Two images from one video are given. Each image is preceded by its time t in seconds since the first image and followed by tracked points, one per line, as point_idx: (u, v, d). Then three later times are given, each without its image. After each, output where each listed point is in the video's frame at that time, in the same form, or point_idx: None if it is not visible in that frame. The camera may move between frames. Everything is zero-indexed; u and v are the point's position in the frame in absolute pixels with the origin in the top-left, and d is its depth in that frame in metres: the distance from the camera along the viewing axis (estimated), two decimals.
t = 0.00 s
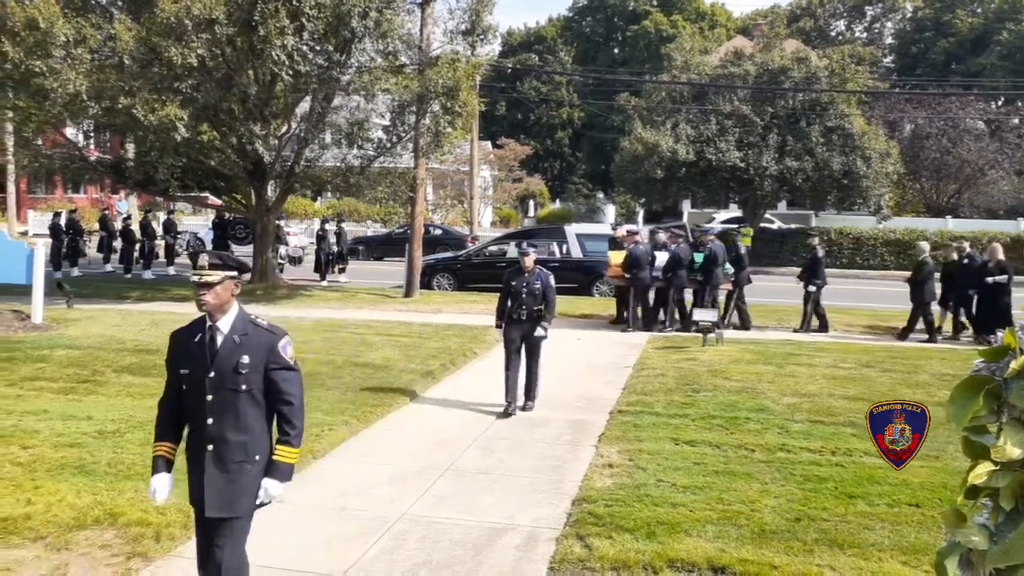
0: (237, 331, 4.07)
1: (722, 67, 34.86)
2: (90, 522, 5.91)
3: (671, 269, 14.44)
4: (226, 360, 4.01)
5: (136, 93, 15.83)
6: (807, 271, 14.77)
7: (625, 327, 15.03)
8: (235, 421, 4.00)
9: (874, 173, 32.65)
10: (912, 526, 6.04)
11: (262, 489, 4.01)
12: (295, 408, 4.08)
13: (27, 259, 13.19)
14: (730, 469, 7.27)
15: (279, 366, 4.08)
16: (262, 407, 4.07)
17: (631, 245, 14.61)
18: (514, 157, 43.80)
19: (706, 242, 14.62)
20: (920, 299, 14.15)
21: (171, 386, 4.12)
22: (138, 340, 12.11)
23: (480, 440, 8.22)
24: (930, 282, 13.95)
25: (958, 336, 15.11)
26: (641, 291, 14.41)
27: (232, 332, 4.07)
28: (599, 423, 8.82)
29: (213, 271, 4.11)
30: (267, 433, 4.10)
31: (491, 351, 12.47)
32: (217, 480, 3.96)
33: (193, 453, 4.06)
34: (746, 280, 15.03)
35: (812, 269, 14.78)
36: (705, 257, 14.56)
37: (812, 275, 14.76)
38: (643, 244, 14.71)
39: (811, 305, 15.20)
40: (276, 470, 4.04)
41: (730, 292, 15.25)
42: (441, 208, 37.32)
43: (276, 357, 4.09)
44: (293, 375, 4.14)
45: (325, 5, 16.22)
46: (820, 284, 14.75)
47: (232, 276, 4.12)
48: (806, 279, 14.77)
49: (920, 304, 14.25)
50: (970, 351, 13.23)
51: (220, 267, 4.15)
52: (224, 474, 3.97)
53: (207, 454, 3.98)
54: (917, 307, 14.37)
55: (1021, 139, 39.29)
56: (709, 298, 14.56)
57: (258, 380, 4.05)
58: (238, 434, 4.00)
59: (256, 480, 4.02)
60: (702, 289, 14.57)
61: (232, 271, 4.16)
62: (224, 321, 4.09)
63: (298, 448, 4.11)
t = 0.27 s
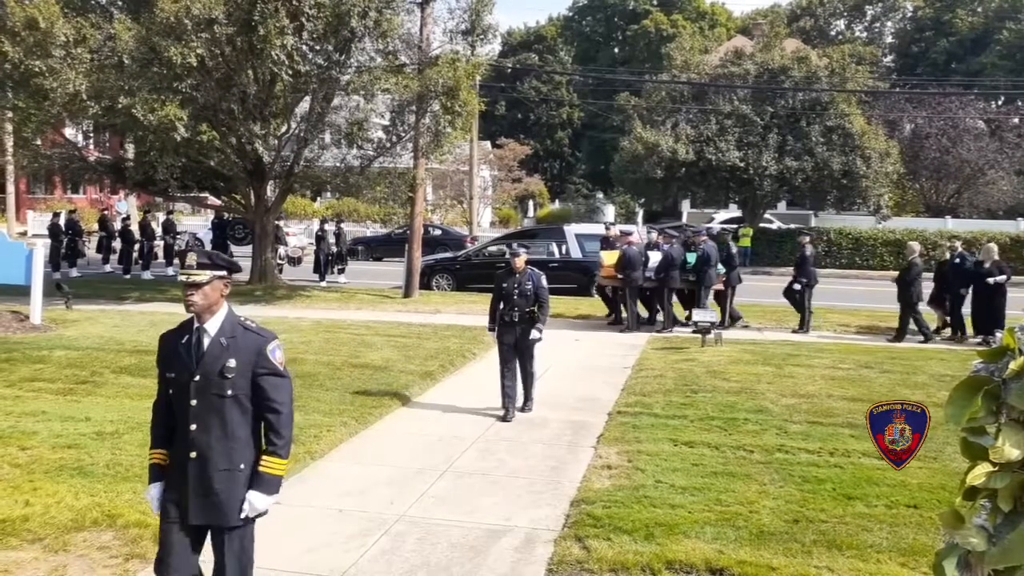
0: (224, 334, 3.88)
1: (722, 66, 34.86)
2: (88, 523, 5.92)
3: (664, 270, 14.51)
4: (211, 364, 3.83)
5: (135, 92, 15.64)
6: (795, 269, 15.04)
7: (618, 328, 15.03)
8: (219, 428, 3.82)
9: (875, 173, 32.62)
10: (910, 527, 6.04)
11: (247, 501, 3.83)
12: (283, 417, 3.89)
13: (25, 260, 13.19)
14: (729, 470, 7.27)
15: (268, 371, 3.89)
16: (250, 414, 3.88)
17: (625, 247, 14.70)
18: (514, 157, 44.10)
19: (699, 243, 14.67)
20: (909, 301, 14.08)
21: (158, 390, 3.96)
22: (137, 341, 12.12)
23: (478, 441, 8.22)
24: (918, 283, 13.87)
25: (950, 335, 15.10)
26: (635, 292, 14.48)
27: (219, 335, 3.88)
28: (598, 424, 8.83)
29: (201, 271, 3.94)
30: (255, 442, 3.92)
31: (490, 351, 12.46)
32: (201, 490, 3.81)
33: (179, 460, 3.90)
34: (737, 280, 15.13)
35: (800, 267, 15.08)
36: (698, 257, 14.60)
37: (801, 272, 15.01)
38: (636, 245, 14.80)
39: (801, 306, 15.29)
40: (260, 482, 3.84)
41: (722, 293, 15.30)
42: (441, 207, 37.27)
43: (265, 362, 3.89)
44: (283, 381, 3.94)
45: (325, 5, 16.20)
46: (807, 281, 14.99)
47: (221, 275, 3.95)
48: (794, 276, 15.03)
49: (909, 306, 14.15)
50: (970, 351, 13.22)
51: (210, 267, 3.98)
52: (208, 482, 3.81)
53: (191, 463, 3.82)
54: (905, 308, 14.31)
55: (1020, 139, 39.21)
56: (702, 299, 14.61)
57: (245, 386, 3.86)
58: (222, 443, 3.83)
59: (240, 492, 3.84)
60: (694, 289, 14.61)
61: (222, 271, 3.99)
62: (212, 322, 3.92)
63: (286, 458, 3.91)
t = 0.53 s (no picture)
0: (205, 340, 3.84)
1: (721, 67, 34.87)
2: (88, 523, 5.93)
3: (658, 270, 14.58)
4: (191, 370, 3.79)
5: (134, 92, 15.67)
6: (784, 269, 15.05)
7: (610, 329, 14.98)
8: (198, 435, 3.78)
9: (874, 173, 32.62)
10: (910, 527, 6.05)
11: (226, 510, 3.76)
12: (265, 425, 3.83)
13: (25, 260, 13.20)
14: (728, 470, 7.28)
15: (250, 378, 3.84)
16: (231, 422, 3.83)
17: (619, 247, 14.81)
18: (514, 157, 44.08)
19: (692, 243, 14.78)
20: (899, 300, 14.11)
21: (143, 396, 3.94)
22: (137, 341, 12.12)
23: (478, 441, 8.23)
24: (908, 283, 13.94)
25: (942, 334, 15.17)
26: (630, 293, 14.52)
27: (200, 341, 3.85)
28: (598, 424, 8.83)
29: (183, 274, 3.91)
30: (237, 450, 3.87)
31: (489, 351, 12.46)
32: (180, 497, 3.77)
33: (161, 468, 3.87)
34: (729, 280, 15.24)
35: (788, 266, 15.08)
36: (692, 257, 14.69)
37: (789, 272, 15.02)
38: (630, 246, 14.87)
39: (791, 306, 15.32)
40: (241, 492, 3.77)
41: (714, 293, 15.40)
42: (441, 208, 37.27)
43: (246, 369, 3.84)
44: (266, 389, 3.87)
45: (324, 5, 16.20)
46: (796, 281, 14.99)
47: (203, 278, 3.91)
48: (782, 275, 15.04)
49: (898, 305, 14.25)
50: (969, 351, 13.22)
51: (195, 272, 3.96)
52: (189, 491, 3.78)
53: (170, 470, 3.78)
54: (895, 307, 14.35)
55: (1019, 140, 39.24)
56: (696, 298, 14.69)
57: (225, 393, 3.81)
58: (201, 451, 3.79)
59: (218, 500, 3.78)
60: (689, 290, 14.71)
61: (204, 274, 3.95)
62: (194, 327, 3.88)
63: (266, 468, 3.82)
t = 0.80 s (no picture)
0: (177, 346, 3.70)
1: (721, 67, 34.90)
2: (87, 524, 5.92)
3: (651, 270, 14.55)
4: (163, 377, 3.65)
5: (134, 93, 15.67)
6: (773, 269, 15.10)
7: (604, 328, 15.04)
8: (171, 445, 3.63)
9: (873, 173, 32.64)
10: (909, 527, 6.06)
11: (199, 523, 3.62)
12: (240, 433, 3.72)
13: (25, 261, 13.21)
14: (728, 470, 7.28)
15: (224, 386, 3.71)
16: (205, 431, 3.70)
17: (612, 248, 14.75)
18: (513, 157, 44.05)
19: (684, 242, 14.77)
20: (891, 299, 14.12)
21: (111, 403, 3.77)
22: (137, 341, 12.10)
23: (477, 441, 8.23)
24: (899, 283, 13.92)
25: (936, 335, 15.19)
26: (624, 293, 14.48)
27: (172, 346, 3.71)
28: (597, 424, 8.84)
29: (153, 278, 3.75)
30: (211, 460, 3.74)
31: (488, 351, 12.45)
32: (152, 510, 3.61)
33: (131, 480, 3.71)
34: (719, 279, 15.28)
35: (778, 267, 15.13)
36: (684, 256, 14.68)
37: (778, 273, 15.08)
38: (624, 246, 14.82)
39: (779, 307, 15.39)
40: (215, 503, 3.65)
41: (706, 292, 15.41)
42: (441, 207, 37.28)
43: (220, 376, 3.71)
44: (241, 397, 3.75)
45: (324, 5, 16.20)
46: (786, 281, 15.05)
47: (174, 282, 3.76)
48: (771, 276, 15.13)
49: (891, 305, 14.23)
50: (969, 351, 13.24)
51: (166, 275, 3.80)
52: (159, 503, 3.62)
53: (142, 481, 3.63)
54: (886, 306, 14.36)
55: (1018, 140, 39.31)
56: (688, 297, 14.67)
57: (198, 400, 3.67)
58: (173, 462, 3.64)
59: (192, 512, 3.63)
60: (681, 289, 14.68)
61: (175, 277, 3.80)
62: (165, 333, 3.74)
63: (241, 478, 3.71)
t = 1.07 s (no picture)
0: (151, 349, 3.54)
1: (722, 66, 34.85)
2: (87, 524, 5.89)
3: (648, 268, 14.53)
4: (138, 383, 3.50)
5: (134, 92, 15.64)
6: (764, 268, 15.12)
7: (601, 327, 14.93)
8: (149, 452, 3.49)
9: (875, 173, 32.57)
10: (912, 527, 6.02)
11: (184, 530, 3.52)
12: (223, 436, 3.59)
13: (25, 260, 13.19)
14: (729, 471, 7.24)
15: (202, 389, 3.57)
16: (184, 436, 3.57)
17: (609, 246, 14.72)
18: (514, 156, 43.99)
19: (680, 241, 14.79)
20: (881, 298, 14.15)
21: (80, 411, 3.60)
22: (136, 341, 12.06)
23: (478, 441, 8.19)
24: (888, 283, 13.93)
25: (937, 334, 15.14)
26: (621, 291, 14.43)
27: (145, 350, 3.55)
28: (598, 424, 8.80)
29: (123, 278, 3.57)
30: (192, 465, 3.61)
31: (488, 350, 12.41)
32: (130, 522, 3.46)
33: (105, 490, 3.56)
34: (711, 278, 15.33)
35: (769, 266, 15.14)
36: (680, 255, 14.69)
37: (770, 272, 15.09)
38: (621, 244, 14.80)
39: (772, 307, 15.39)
40: (199, 509, 3.53)
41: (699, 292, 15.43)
42: (442, 207, 37.21)
43: (198, 378, 3.57)
44: (220, 398, 3.62)
45: (324, 4, 16.13)
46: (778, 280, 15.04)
47: (146, 283, 3.59)
48: (765, 275, 15.11)
49: (882, 304, 14.22)
50: (971, 351, 13.19)
51: (133, 275, 3.63)
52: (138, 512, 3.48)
53: (120, 492, 3.48)
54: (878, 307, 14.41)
55: (1020, 139, 39.21)
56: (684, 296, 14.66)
57: (177, 405, 3.54)
58: (152, 471, 3.50)
59: (176, 522, 3.52)
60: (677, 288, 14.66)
61: (147, 278, 3.64)
62: (137, 335, 3.57)
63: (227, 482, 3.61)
